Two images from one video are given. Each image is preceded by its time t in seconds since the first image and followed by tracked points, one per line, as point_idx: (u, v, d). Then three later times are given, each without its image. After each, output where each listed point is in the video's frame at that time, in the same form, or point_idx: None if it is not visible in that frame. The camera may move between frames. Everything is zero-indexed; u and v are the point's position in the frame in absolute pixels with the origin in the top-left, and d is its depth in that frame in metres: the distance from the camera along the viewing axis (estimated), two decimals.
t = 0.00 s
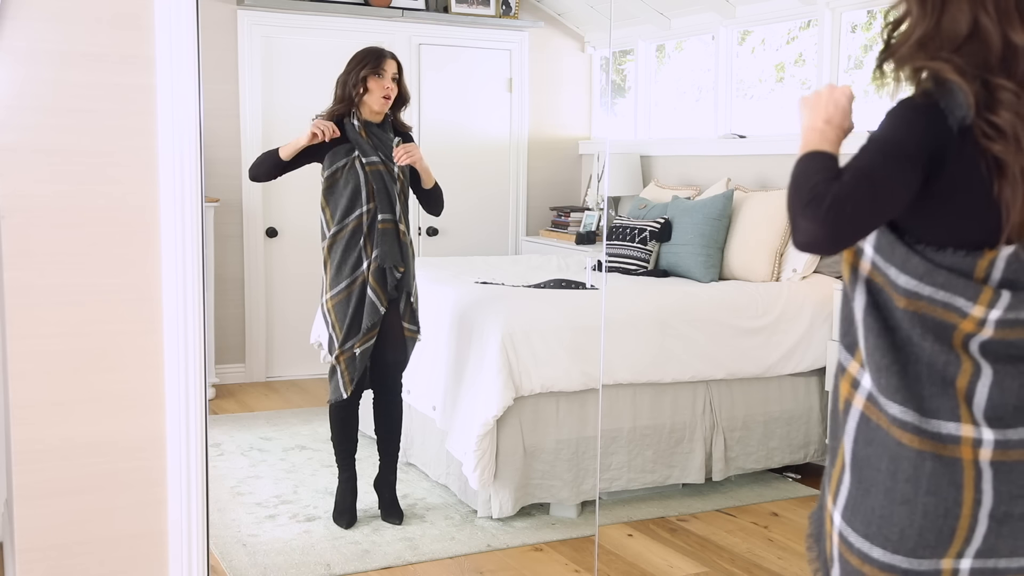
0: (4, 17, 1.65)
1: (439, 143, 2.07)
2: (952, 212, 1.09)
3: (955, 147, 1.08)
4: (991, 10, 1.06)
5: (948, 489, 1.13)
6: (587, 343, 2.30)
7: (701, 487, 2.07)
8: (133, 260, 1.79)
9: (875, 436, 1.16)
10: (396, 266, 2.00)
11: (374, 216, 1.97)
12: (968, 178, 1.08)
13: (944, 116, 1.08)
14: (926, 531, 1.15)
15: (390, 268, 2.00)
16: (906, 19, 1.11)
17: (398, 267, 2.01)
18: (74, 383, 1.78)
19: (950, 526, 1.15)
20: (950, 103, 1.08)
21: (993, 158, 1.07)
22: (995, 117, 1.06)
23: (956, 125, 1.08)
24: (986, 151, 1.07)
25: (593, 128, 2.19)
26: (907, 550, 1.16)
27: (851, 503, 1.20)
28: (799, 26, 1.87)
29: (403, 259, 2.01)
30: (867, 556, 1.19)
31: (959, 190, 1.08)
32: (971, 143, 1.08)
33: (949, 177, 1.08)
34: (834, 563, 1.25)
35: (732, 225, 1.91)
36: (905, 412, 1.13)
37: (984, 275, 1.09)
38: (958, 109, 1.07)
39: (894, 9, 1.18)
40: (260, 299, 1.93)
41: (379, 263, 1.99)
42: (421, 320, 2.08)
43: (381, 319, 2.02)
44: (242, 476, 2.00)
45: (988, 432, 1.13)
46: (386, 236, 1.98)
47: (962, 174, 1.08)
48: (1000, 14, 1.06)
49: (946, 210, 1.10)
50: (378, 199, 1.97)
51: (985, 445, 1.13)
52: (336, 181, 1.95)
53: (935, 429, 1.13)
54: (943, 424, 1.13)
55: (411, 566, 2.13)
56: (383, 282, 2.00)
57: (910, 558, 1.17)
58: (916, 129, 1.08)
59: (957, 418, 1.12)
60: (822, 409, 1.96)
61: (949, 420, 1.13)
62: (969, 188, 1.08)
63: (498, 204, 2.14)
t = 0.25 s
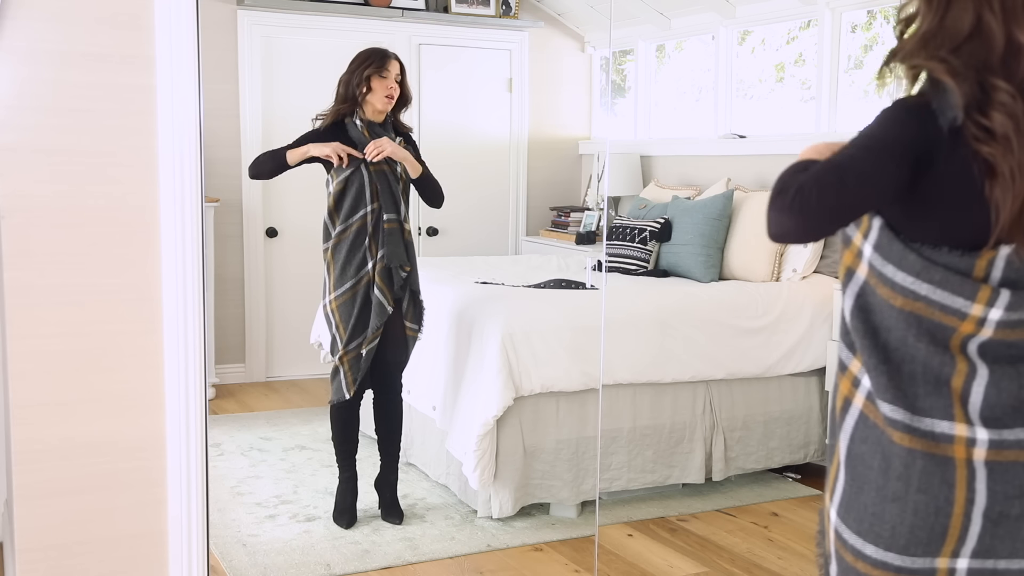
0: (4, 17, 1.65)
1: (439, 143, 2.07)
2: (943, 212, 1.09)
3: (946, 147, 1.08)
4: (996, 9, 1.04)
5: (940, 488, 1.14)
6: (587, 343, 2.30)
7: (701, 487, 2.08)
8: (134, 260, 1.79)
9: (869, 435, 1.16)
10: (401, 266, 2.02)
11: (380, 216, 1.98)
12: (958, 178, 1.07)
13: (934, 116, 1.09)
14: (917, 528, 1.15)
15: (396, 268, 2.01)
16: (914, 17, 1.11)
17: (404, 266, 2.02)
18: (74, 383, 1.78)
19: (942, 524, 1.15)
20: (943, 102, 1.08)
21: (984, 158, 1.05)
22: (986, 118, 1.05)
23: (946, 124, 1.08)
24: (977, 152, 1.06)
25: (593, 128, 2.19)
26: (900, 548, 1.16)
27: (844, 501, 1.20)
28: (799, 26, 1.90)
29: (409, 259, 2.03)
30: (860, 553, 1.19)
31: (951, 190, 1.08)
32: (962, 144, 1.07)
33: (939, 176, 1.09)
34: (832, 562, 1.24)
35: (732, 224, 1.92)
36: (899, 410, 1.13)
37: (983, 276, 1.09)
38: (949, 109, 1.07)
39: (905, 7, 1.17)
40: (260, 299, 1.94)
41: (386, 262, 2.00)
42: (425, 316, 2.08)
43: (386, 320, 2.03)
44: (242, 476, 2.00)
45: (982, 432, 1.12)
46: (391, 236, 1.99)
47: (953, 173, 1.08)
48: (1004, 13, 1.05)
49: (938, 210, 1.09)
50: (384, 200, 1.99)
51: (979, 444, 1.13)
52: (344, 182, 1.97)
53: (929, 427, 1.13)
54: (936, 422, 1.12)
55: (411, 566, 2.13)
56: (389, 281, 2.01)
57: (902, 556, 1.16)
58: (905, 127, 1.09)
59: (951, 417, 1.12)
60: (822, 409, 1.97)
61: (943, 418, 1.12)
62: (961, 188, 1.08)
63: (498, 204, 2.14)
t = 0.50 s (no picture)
0: (4, 17, 1.65)
1: (439, 141, 2.07)
2: (940, 213, 1.09)
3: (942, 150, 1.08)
4: (997, 12, 1.05)
5: (937, 486, 1.14)
6: (587, 343, 2.31)
7: (701, 487, 2.07)
8: (134, 260, 1.79)
9: (867, 433, 1.16)
10: (403, 266, 2.03)
11: (382, 216, 1.99)
12: (955, 180, 1.07)
13: (932, 118, 1.09)
14: (914, 527, 1.15)
15: (398, 268, 2.02)
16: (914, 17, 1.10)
17: (406, 267, 2.03)
18: (74, 383, 1.78)
19: (939, 522, 1.15)
20: (942, 104, 1.08)
21: (982, 161, 1.05)
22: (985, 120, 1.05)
23: (943, 125, 1.08)
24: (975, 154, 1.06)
25: (593, 128, 2.20)
26: (897, 546, 1.16)
27: (842, 499, 1.20)
28: (799, 26, 1.93)
29: (410, 259, 2.03)
30: (857, 552, 1.19)
31: (948, 191, 1.08)
32: (959, 147, 1.07)
33: (935, 177, 1.08)
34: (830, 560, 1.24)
35: (732, 224, 1.92)
36: (897, 410, 1.12)
37: (982, 277, 1.09)
38: (948, 111, 1.07)
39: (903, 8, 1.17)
40: (260, 299, 1.94)
41: (387, 262, 2.01)
42: (425, 317, 2.07)
43: (387, 320, 2.03)
44: (242, 476, 2.00)
45: (979, 432, 1.13)
46: (393, 236, 2.00)
47: (950, 175, 1.07)
48: (1004, 16, 1.05)
49: (935, 212, 1.09)
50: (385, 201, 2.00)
51: (976, 443, 1.13)
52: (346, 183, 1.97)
53: (927, 426, 1.12)
54: (934, 422, 1.12)
55: (411, 566, 2.13)
56: (390, 281, 2.02)
57: (899, 554, 1.16)
58: (903, 128, 1.09)
59: (948, 417, 1.12)
60: (822, 408, 2.00)
61: (941, 418, 1.12)
62: (957, 189, 1.07)
63: (498, 203, 2.14)
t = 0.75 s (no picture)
0: (4, 17, 1.64)
1: (440, 139, 2.07)
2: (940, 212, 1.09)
3: (946, 150, 1.08)
4: (999, 13, 1.04)
5: (938, 486, 1.14)
6: (587, 343, 2.31)
7: (701, 487, 2.08)
8: (134, 260, 1.79)
9: (867, 433, 1.16)
10: (404, 265, 2.03)
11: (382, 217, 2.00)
12: (955, 180, 1.08)
13: (935, 116, 1.09)
14: (915, 527, 1.15)
15: (399, 268, 2.02)
16: (916, 17, 1.11)
17: (407, 266, 2.04)
18: (74, 383, 1.78)
19: (939, 522, 1.15)
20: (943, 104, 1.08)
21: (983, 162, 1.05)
22: (987, 122, 1.05)
23: (945, 125, 1.08)
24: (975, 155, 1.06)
25: (593, 128, 2.20)
26: (898, 546, 1.16)
27: (843, 499, 1.20)
28: (799, 26, 1.94)
29: (412, 259, 2.04)
30: (858, 552, 1.19)
31: (949, 190, 1.08)
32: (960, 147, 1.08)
33: (936, 175, 1.09)
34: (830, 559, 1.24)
35: (732, 224, 1.94)
36: (897, 408, 1.13)
37: (982, 274, 1.09)
38: (950, 111, 1.08)
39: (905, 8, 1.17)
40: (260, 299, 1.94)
41: (387, 262, 2.01)
42: (426, 315, 2.07)
43: (387, 320, 2.03)
44: (242, 476, 2.00)
45: (979, 431, 1.12)
46: (394, 236, 2.01)
47: (951, 174, 1.08)
48: (1007, 19, 1.05)
49: (935, 209, 1.10)
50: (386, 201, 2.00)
51: (976, 443, 1.13)
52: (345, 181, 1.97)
53: (928, 425, 1.13)
54: (934, 421, 1.12)
55: (411, 565, 2.14)
56: (390, 281, 2.02)
57: (900, 554, 1.16)
58: (905, 126, 1.09)
59: (949, 416, 1.12)
60: (822, 409, 2.00)
61: (941, 417, 1.12)
62: (958, 188, 1.08)
63: (498, 203, 2.14)
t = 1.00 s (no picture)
0: (4, 16, 1.64)
1: (439, 141, 2.06)
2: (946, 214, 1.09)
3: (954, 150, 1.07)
4: (1004, 13, 1.04)
5: (944, 488, 1.14)
6: (587, 343, 2.31)
7: (701, 487, 2.08)
8: (134, 260, 1.78)
9: (871, 434, 1.16)
10: (403, 264, 2.03)
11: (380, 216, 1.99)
12: (964, 181, 1.06)
13: (940, 120, 1.08)
14: (920, 528, 1.15)
15: (397, 266, 2.02)
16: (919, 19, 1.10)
17: (405, 264, 2.03)
18: (74, 383, 1.78)
19: (945, 523, 1.15)
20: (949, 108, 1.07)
21: (995, 162, 1.05)
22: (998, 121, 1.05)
23: (951, 127, 1.07)
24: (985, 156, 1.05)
25: (593, 128, 2.20)
26: (903, 548, 1.17)
27: (846, 501, 1.20)
28: (800, 26, 1.95)
29: (410, 258, 2.04)
30: (862, 554, 1.19)
31: (955, 193, 1.07)
32: (970, 147, 1.06)
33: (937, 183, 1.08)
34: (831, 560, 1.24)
35: (732, 225, 1.92)
36: (905, 410, 1.13)
37: (987, 274, 1.09)
38: (957, 113, 1.06)
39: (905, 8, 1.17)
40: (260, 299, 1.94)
41: (384, 261, 2.00)
42: (424, 315, 2.07)
43: (385, 320, 2.03)
44: (242, 476, 2.00)
45: (984, 432, 1.13)
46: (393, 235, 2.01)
47: (958, 176, 1.07)
48: (1012, 17, 1.05)
49: (939, 213, 1.09)
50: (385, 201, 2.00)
51: (982, 443, 1.13)
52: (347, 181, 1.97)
53: (935, 427, 1.13)
54: (942, 422, 1.13)
55: (411, 565, 2.14)
56: (387, 280, 2.02)
57: (905, 555, 1.17)
58: (906, 136, 1.08)
59: (955, 417, 1.13)
60: (822, 408, 2.01)
61: (947, 418, 1.13)
62: (962, 193, 1.07)
63: (498, 204, 2.14)
